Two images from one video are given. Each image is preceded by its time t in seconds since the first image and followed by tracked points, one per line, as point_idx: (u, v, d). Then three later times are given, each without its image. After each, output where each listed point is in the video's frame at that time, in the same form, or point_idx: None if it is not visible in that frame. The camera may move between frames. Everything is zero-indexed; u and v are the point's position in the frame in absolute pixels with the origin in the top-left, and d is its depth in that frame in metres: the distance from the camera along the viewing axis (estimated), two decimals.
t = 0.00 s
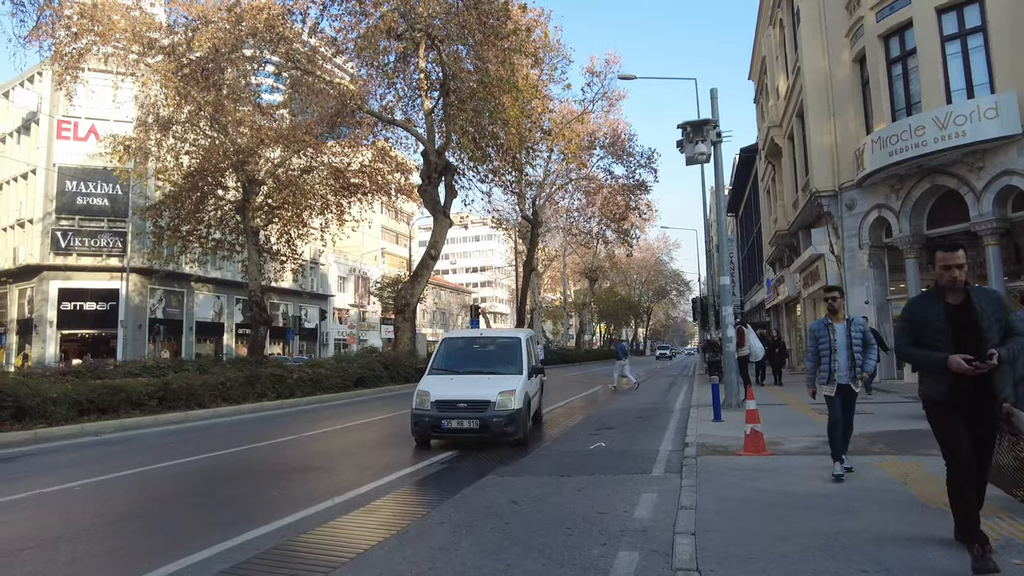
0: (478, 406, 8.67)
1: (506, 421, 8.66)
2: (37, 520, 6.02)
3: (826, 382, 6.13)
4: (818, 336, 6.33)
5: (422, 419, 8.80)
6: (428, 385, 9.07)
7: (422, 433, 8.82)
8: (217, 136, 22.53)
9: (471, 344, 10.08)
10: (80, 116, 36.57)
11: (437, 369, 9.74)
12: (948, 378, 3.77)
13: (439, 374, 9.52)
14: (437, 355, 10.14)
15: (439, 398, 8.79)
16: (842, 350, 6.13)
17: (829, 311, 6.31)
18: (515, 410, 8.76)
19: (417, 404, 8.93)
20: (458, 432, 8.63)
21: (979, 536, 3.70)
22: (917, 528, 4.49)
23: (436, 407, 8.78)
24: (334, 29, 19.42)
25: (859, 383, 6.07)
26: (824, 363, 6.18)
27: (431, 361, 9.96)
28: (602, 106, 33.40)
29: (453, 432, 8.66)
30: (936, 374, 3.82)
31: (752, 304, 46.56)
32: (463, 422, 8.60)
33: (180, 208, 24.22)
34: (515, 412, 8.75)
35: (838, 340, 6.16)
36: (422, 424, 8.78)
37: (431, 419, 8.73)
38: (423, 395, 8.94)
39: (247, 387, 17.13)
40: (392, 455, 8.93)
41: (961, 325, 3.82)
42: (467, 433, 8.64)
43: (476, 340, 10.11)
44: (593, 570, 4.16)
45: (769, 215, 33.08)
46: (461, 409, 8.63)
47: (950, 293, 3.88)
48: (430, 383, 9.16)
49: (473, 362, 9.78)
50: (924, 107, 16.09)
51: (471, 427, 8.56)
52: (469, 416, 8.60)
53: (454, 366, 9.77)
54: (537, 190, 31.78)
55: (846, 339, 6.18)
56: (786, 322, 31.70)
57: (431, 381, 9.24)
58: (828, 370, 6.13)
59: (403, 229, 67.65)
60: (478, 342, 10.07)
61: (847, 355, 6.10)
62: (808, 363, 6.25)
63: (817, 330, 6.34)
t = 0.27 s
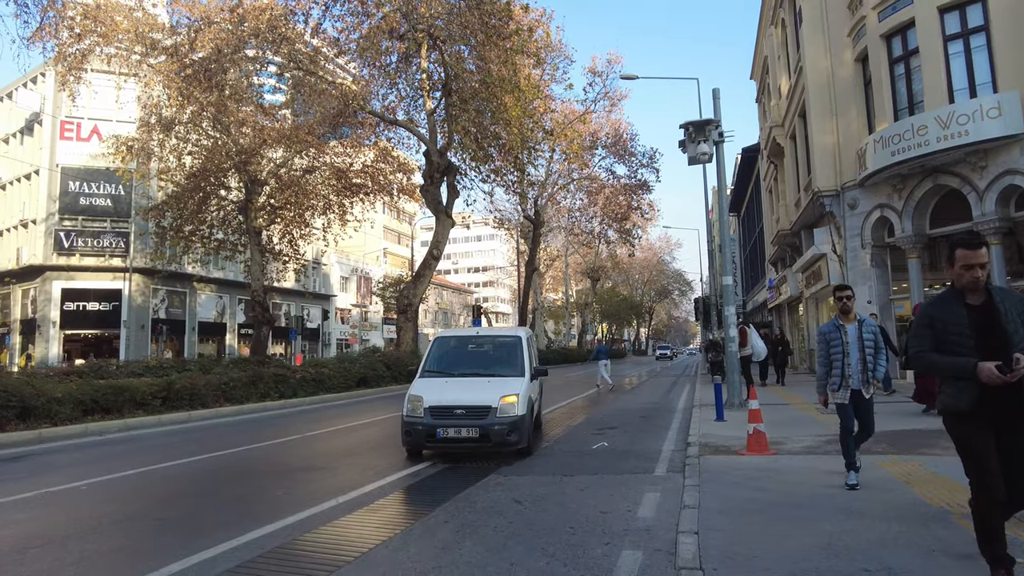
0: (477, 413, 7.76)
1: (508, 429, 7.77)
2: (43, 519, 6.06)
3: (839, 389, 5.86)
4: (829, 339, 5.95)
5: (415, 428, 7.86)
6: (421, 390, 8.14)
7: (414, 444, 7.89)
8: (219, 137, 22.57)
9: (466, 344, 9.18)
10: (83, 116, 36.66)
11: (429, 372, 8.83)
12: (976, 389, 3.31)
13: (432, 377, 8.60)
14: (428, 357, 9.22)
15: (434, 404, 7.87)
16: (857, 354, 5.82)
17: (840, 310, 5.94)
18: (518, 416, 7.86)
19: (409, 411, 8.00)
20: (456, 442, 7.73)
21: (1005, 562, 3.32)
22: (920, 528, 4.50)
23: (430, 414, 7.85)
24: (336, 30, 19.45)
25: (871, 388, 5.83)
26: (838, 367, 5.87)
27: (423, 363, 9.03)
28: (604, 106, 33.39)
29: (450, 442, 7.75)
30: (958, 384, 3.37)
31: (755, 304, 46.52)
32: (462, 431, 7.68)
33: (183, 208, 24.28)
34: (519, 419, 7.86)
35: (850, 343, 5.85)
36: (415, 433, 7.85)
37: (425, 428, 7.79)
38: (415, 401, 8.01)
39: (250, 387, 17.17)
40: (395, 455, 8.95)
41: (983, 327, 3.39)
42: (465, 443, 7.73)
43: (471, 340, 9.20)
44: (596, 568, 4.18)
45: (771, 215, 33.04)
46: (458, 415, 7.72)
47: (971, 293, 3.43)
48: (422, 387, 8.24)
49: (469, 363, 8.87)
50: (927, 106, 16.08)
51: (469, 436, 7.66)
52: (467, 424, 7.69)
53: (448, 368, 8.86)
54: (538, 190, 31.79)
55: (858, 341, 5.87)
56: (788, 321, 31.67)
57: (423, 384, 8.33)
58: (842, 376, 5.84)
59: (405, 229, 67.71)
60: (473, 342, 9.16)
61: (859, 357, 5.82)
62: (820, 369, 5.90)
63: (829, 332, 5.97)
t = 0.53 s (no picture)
0: (484, 418, 6.93)
1: (519, 435, 6.96)
2: (49, 519, 6.08)
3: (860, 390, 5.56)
4: (846, 334, 5.69)
5: (414, 437, 6.99)
6: (419, 394, 7.28)
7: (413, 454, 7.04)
8: (223, 137, 22.61)
9: (465, 343, 8.34)
10: (87, 117, 36.82)
11: (425, 374, 7.97)
12: (1006, 386, 3.24)
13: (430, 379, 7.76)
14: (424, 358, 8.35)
15: (435, 409, 7.01)
16: (876, 352, 5.56)
17: (862, 306, 5.67)
18: (529, 421, 7.06)
19: (407, 417, 7.14)
20: (462, 451, 6.90)
21: (1014, 564, 3.35)
22: (925, 527, 4.50)
23: (431, 420, 7.00)
24: (339, 30, 19.47)
25: (892, 387, 5.52)
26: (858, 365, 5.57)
27: (418, 364, 8.17)
28: (607, 105, 33.35)
29: (454, 451, 6.90)
30: (988, 381, 3.30)
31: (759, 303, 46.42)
32: (468, 438, 6.86)
33: (187, 208, 24.32)
34: (529, 424, 7.07)
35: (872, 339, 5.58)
36: (414, 442, 6.98)
37: (426, 436, 6.92)
38: (413, 406, 7.16)
39: (255, 387, 17.21)
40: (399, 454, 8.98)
41: (1018, 322, 3.26)
42: (472, 452, 6.91)
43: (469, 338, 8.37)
44: (602, 568, 4.19)
45: (775, 214, 32.97)
46: (464, 421, 6.88)
47: (1007, 283, 3.32)
48: (420, 390, 7.38)
49: (469, 363, 8.04)
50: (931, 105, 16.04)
51: (477, 444, 6.84)
52: (474, 431, 6.86)
53: (447, 369, 8.02)
54: (542, 189, 31.76)
55: (878, 339, 5.61)
56: (793, 321, 31.58)
57: (420, 388, 7.47)
58: (863, 375, 5.54)
59: (408, 229, 67.75)
60: (471, 340, 8.33)
61: (881, 355, 5.56)
62: (838, 365, 5.59)
63: (848, 327, 5.70)
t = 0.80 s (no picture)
0: (501, 426, 6.30)
1: (540, 445, 6.34)
2: (58, 518, 6.11)
3: (892, 391, 5.06)
4: (877, 329, 5.23)
5: (422, 446, 6.32)
6: (423, 399, 6.60)
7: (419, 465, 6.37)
8: (228, 137, 22.68)
9: (468, 342, 7.69)
10: (93, 118, 37.01)
11: (428, 377, 7.29)
12: None
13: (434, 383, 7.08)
14: (426, 359, 7.65)
15: (444, 416, 6.35)
16: (910, 350, 5.05)
17: (897, 299, 5.17)
18: (549, 428, 6.45)
19: (412, 425, 6.47)
20: (476, 462, 6.26)
21: None
22: (931, 527, 4.49)
23: (440, 428, 6.34)
24: (344, 30, 19.51)
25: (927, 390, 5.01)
26: (891, 363, 5.07)
27: (419, 367, 7.49)
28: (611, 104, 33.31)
29: (467, 462, 6.26)
30: None
31: (764, 302, 46.32)
32: (484, 448, 6.23)
33: (192, 208, 24.41)
34: (550, 431, 6.46)
35: (905, 337, 5.07)
36: (422, 453, 6.30)
37: (436, 446, 6.26)
38: (420, 412, 6.49)
39: (260, 386, 17.27)
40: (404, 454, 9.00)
41: None
42: (487, 463, 6.28)
43: (472, 338, 7.73)
44: (607, 568, 4.19)
45: (780, 213, 32.89)
46: (478, 430, 6.25)
47: None
48: (424, 396, 6.71)
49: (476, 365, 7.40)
50: (937, 103, 15.97)
51: (494, 454, 6.21)
52: (490, 440, 6.23)
53: (451, 372, 7.34)
54: (546, 189, 31.77)
55: (912, 336, 5.10)
56: (798, 320, 31.50)
57: (424, 392, 6.79)
58: (897, 375, 5.04)
59: (413, 228, 67.85)
60: (474, 340, 7.69)
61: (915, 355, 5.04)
62: (867, 366, 5.19)
63: (879, 322, 5.22)
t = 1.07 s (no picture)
0: (530, 434, 5.67)
1: (574, 454, 5.72)
2: (69, 517, 6.15)
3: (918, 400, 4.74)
4: (907, 332, 4.87)
5: (443, 457, 5.64)
6: (441, 404, 5.94)
7: (438, 479, 5.68)
8: (234, 138, 22.75)
9: (480, 341, 7.07)
10: (101, 119, 37.26)
11: (440, 379, 6.63)
12: None
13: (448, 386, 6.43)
14: (436, 359, 6.97)
15: (468, 424, 5.70)
16: (944, 357, 4.70)
17: (931, 299, 4.80)
18: (581, 436, 5.84)
19: (430, 434, 5.79)
20: (504, 475, 5.60)
21: None
22: (942, 527, 4.46)
23: (462, 437, 5.68)
24: (350, 31, 19.54)
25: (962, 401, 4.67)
26: (919, 370, 4.74)
27: (429, 368, 6.81)
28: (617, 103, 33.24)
29: (492, 475, 5.60)
30: None
31: (770, 302, 46.17)
32: (513, 459, 5.58)
33: (199, 209, 24.50)
34: (583, 440, 5.85)
35: (939, 343, 4.71)
36: (441, 465, 5.61)
37: (459, 457, 5.58)
38: (438, 419, 5.81)
39: (267, 386, 17.32)
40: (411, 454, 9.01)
41: None
42: (516, 476, 5.62)
43: (485, 337, 7.11)
44: (615, 568, 4.19)
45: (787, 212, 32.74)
46: (507, 438, 5.63)
47: None
48: (440, 400, 6.04)
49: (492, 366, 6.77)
50: (946, 101, 15.87)
51: (524, 466, 5.56)
52: (520, 450, 5.59)
53: (466, 373, 6.70)
54: (552, 189, 31.75)
55: (947, 340, 4.74)
56: (805, 320, 31.38)
57: (440, 396, 6.13)
58: (926, 382, 4.70)
59: (419, 228, 67.95)
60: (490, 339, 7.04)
61: (950, 362, 4.70)
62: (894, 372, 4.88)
63: (909, 324, 4.86)
